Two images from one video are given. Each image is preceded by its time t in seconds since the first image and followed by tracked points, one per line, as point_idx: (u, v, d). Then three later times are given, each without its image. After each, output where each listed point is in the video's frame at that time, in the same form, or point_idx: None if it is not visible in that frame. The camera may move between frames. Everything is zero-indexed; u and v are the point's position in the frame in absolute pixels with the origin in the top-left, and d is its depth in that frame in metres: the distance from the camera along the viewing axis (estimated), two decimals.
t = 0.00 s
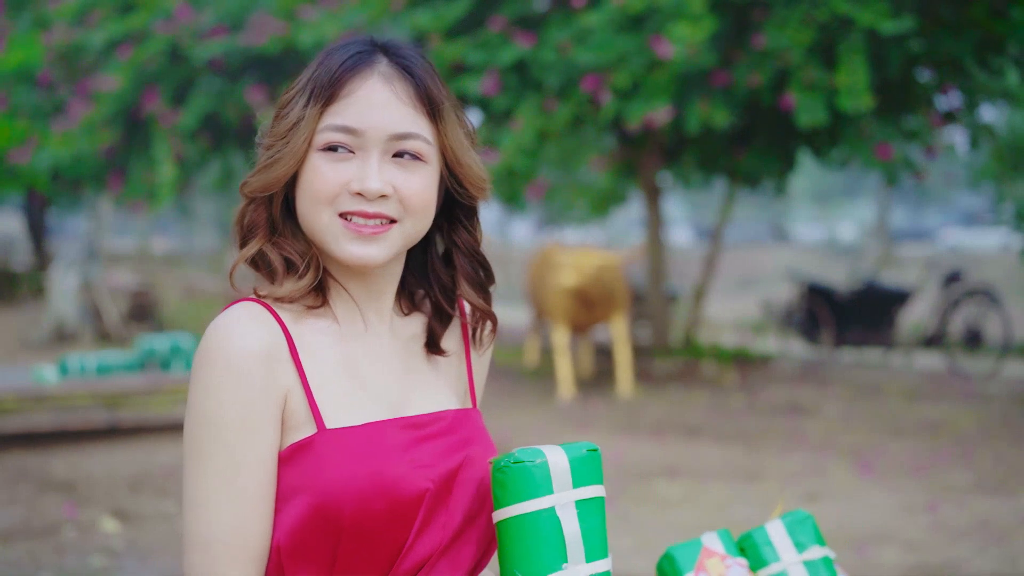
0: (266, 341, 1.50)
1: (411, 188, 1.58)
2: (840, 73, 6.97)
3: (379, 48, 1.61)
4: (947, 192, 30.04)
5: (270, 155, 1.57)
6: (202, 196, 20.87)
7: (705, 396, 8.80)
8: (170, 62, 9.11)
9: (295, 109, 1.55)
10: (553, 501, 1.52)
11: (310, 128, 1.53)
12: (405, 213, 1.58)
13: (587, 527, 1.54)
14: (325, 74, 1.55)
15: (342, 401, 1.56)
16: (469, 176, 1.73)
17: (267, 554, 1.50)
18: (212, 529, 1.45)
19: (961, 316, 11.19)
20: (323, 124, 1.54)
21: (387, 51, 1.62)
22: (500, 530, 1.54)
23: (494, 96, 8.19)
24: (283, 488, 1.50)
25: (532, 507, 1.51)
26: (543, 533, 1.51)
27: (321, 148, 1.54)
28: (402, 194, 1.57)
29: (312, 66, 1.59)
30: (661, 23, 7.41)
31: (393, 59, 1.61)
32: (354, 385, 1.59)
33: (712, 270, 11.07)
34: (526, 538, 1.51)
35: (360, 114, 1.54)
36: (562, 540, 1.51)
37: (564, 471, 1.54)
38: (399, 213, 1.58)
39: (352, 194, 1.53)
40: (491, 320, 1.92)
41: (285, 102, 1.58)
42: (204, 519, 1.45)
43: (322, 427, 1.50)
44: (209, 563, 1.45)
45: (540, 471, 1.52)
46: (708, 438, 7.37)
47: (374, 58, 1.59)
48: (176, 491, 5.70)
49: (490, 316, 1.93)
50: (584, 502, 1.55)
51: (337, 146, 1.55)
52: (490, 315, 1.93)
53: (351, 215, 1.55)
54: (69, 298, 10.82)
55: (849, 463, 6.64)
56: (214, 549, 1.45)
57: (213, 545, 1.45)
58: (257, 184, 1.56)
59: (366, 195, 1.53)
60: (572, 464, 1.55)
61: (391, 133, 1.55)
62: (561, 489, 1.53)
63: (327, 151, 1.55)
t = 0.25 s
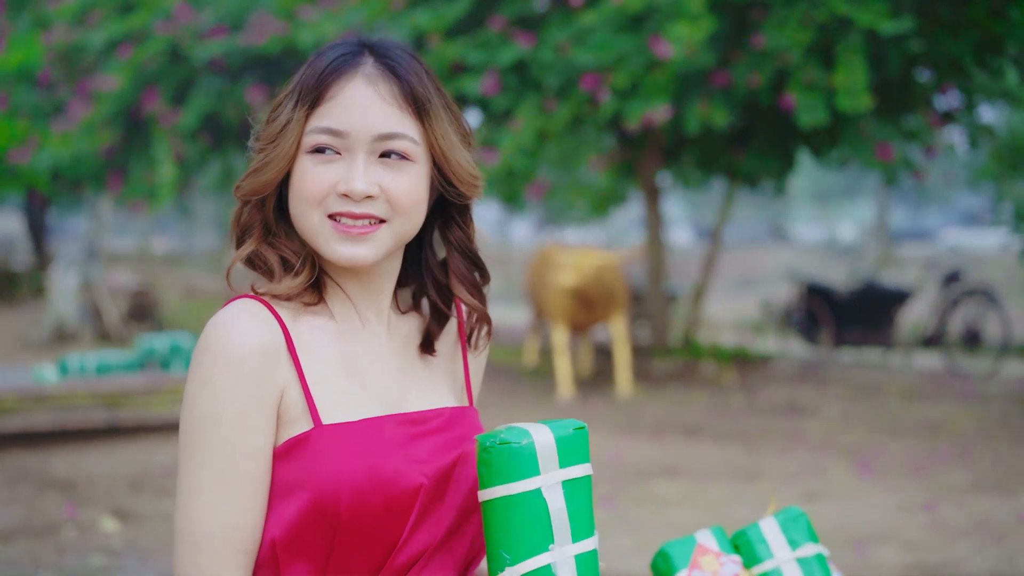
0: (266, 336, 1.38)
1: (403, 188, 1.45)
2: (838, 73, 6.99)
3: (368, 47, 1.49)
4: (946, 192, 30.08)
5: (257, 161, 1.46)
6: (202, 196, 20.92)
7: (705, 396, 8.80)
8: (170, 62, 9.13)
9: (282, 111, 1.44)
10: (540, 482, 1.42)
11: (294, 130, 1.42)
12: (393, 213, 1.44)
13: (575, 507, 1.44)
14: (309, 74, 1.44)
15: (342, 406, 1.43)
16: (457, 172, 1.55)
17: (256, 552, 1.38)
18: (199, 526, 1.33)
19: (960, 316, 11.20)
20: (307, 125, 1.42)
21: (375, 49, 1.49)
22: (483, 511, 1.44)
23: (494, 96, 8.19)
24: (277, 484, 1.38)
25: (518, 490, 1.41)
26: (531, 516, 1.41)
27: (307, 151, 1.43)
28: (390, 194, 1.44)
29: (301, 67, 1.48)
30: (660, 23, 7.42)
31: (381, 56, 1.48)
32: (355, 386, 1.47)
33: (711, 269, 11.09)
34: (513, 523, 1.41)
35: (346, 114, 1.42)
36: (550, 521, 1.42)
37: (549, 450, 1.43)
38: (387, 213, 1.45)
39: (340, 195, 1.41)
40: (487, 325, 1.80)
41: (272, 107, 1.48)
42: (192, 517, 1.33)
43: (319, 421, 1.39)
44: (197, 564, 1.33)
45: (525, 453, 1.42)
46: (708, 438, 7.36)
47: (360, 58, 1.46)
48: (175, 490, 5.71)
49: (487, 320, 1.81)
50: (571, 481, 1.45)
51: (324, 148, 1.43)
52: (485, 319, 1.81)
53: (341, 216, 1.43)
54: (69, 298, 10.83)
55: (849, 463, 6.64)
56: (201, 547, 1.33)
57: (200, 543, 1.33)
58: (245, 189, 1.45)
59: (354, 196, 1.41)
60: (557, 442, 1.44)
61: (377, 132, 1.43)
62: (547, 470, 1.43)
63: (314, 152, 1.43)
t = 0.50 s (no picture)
0: (261, 332, 1.37)
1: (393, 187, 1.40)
2: (836, 72, 6.99)
3: (360, 46, 1.44)
4: (946, 192, 30.12)
5: (249, 161, 1.43)
6: (203, 197, 20.95)
7: (704, 395, 8.81)
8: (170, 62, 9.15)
9: (273, 111, 1.40)
10: (509, 453, 1.36)
11: (284, 131, 1.38)
12: (383, 211, 1.40)
13: (547, 476, 1.39)
14: (299, 74, 1.39)
15: (336, 402, 1.41)
16: (451, 173, 1.49)
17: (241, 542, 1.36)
18: (185, 513, 1.32)
19: (959, 315, 11.22)
20: (297, 125, 1.38)
21: (367, 49, 1.44)
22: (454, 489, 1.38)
23: (493, 96, 8.19)
24: (266, 477, 1.36)
25: (487, 463, 1.35)
26: (503, 490, 1.35)
27: (297, 150, 1.38)
28: (379, 192, 1.39)
29: (292, 67, 1.44)
30: (659, 23, 7.44)
31: (372, 55, 1.43)
32: (348, 381, 1.44)
33: (710, 269, 11.10)
34: (485, 498, 1.35)
35: (336, 114, 1.37)
36: (522, 493, 1.36)
37: (517, 419, 1.38)
38: (377, 211, 1.40)
39: (329, 194, 1.36)
40: (470, 328, 1.68)
41: (264, 107, 1.44)
42: (179, 506, 1.32)
43: (310, 415, 1.37)
44: (187, 558, 1.31)
45: (492, 425, 1.36)
46: (706, 437, 7.38)
47: (350, 57, 1.41)
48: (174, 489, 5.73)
49: (470, 321, 1.68)
50: (540, 449, 1.39)
51: (313, 148, 1.39)
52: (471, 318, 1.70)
53: (331, 215, 1.38)
54: (70, 297, 10.85)
55: (847, 462, 6.65)
56: (187, 536, 1.31)
57: (185, 530, 1.31)
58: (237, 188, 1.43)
59: (343, 195, 1.36)
60: (524, 411, 1.39)
61: (365, 131, 1.38)
62: (515, 441, 1.37)
63: (303, 152, 1.38)
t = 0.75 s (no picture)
0: (252, 326, 1.36)
1: (382, 185, 1.38)
2: (835, 72, 7.00)
3: (349, 43, 1.42)
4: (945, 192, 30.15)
5: (241, 159, 1.43)
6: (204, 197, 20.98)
7: (703, 394, 8.82)
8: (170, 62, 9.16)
9: (264, 110, 1.40)
10: (464, 424, 1.32)
11: (273, 129, 1.37)
12: (372, 207, 1.38)
13: (505, 443, 1.36)
14: (288, 72, 1.38)
15: (327, 396, 1.39)
16: (440, 170, 1.47)
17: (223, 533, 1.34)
18: (173, 505, 1.28)
19: (958, 314, 11.23)
20: (285, 124, 1.37)
21: (356, 46, 1.42)
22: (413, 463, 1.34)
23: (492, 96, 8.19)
24: (252, 471, 1.35)
25: (443, 438, 1.31)
26: (463, 463, 1.32)
27: (287, 147, 1.37)
28: (367, 188, 1.37)
29: (282, 65, 1.43)
30: (658, 22, 7.44)
31: (360, 54, 1.41)
32: (340, 375, 1.43)
33: (709, 268, 11.12)
34: (445, 473, 1.31)
35: (323, 111, 1.36)
36: (481, 464, 1.33)
37: (469, 389, 1.34)
38: (365, 207, 1.39)
39: (317, 191, 1.35)
40: (455, 322, 1.64)
41: (255, 106, 1.43)
42: (160, 496, 1.29)
43: (299, 407, 1.35)
44: (174, 550, 1.28)
45: (446, 399, 1.31)
46: (704, 436, 7.39)
47: (337, 55, 1.40)
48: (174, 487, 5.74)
49: (455, 314, 1.64)
50: (496, 416, 1.36)
51: (302, 145, 1.37)
52: (457, 314, 1.65)
53: (320, 212, 1.37)
54: (70, 297, 10.87)
55: (844, 460, 6.66)
56: (171, 528, 1.28)
57: (165, 522, 1.28)
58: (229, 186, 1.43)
59: (331, 192, 1.34)
60: (477, 379, 1.35)
61: (353, 128, 1.36)
62: (469, 411, 1.33)
63: (292, 150, 1.37)
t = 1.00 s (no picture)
0: (242, 321, 1.36)
1: (370, 180, 1.39)
2: (833, 72, 7.00)
3: (337, 42, 1.44)
4: (945, 192, 30.17)
5: (232, 157, 1.44)
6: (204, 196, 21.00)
7: (701, 393, 8.83)
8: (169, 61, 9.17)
9: (253, 108, 1.41)
10: (429, 408, 1.31)
11: (262, 127, 1.38)
12: (361, 203, 1.39)
13: (470, 422, 1.35)
14: (277, 70, 1.39)
15: (317, 390, 1.39)
16: (430, 165, 1.47)
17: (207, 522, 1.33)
18: (162, 502, 1.28)
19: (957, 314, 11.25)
20: (275, 121, 1.38)
21: (345, 44, 1.43)
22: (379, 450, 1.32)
23: (491, 96, 8.19)
24: (240, 464, 1.34)
25: (408, 423, 1.29)
26: (430, 447, 1.30)
27: (276, 145, 1.38)
28: (356, 184, 1.38)
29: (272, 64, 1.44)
30: (657, 22, 7.45)
31: (349, 51, 1.42)
32: (332, 370, 1.43)
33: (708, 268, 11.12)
34: (412, 459, 1.30)
35: (311, 108, 1.37)
36: (446, 445, 1.32)
37: (431, 371, 1.32)
38: (354, 202, 1.39)
39: (306, 187, 1.36)
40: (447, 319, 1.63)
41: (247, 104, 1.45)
42: (146, 489, 1.28)
43: (290, 401, 1.35)
44: (163, 545, 1.27)
45: (408, 383, 1.30)
46: (703, 435, 7.40)
47: (327, 52, 1.41)
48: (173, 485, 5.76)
49: (447, 310, 1.64)
50: (459, 396, 1.35)
51: (292, 142, 1.38)
52: (450, 307, 1.65)
53: (309, 207, 1.38)
54: (69, 296, 10.87)
55: (842, 459, 6.67)
56: (159, 525, 1.27)
57: (148, 510, 1.28)
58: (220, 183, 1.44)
59: (319, 187, 1.35)
60: (438, 361, 1.33)
61: (341, 124, 1.37)
62: (433, 393, 1.32)
63: (282, 146, 1.38)
